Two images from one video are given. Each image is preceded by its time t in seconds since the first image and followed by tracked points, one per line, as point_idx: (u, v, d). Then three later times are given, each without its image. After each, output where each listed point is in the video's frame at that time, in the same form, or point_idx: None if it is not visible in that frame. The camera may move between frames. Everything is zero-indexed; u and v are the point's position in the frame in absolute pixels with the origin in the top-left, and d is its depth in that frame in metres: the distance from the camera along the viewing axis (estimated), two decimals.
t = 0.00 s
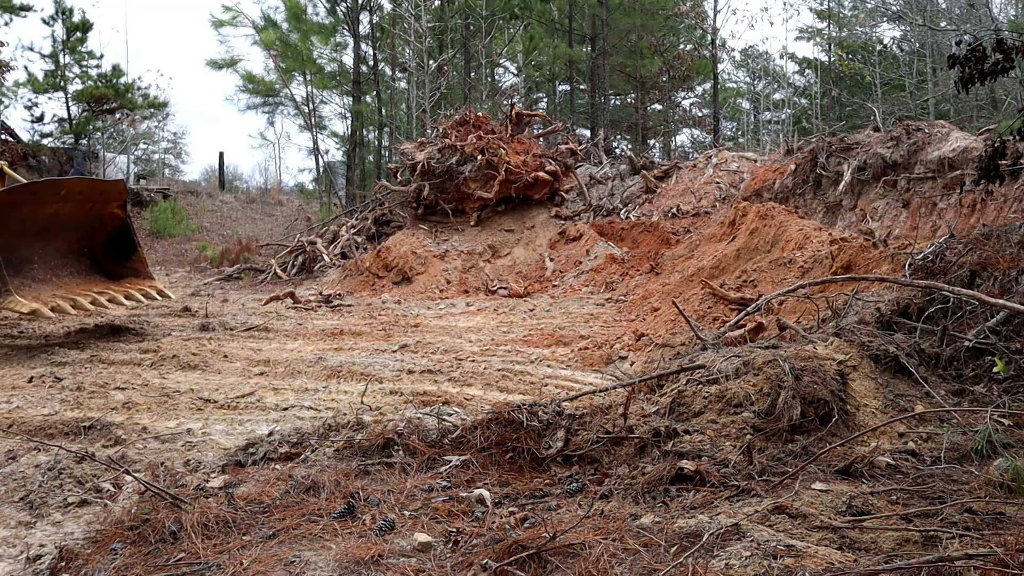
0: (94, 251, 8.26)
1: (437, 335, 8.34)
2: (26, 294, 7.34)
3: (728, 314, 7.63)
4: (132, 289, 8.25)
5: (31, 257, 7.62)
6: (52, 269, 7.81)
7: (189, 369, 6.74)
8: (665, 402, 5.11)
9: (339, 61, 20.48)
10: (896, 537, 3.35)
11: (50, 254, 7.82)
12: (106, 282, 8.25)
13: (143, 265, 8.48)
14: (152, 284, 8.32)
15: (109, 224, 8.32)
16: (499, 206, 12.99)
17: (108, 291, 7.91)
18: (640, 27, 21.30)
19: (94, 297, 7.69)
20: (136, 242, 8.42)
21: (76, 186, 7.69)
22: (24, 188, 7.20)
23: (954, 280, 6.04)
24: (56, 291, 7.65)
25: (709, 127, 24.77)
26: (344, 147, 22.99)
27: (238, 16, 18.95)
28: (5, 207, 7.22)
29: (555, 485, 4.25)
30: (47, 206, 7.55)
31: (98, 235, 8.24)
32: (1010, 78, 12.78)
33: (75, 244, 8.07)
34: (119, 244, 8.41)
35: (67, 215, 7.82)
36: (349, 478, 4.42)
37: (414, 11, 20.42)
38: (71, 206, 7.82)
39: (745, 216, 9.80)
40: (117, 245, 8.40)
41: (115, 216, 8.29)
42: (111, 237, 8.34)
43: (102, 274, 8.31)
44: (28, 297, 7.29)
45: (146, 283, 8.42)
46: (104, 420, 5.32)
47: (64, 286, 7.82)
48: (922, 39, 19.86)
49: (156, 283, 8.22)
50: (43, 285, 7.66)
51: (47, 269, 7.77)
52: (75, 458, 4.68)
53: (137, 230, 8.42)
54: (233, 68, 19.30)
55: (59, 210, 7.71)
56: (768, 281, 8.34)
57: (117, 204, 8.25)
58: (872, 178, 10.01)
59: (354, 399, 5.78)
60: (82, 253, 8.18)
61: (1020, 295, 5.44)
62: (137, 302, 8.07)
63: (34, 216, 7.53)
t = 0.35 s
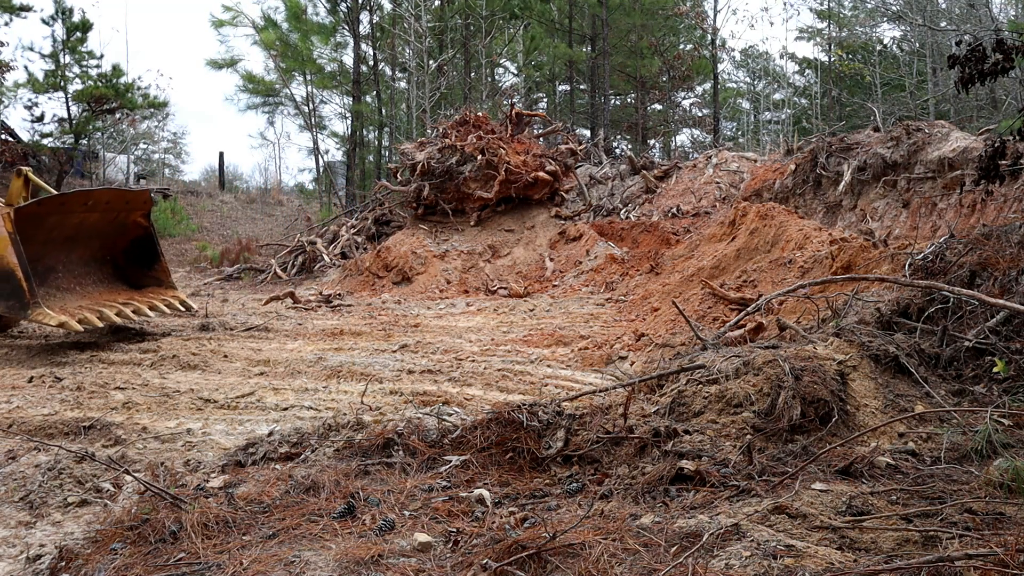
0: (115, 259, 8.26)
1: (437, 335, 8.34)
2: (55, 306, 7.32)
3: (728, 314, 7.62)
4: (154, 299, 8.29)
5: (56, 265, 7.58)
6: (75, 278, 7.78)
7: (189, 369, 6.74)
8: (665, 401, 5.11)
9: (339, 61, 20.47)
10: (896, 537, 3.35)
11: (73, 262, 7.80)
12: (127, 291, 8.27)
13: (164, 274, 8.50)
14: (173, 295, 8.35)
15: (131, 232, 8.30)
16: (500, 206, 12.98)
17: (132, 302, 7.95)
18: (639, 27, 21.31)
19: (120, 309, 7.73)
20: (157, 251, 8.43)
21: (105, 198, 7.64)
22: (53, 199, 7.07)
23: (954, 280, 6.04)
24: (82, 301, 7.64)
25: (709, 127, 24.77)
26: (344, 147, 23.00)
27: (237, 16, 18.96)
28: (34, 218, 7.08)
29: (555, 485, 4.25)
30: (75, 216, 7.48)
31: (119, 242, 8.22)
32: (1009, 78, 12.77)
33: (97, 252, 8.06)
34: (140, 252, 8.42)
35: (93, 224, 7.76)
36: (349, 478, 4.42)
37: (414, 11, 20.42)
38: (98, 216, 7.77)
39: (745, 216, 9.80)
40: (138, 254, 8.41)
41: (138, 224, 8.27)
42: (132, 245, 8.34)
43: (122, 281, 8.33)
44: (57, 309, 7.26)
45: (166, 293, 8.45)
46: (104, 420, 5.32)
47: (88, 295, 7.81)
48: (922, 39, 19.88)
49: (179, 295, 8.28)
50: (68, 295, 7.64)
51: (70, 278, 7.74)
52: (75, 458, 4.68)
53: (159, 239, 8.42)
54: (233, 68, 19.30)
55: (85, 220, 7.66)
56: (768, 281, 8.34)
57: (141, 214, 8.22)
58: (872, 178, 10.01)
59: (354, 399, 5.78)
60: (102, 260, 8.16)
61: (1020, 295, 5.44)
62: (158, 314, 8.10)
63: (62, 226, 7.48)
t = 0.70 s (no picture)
0: (141, 265, 8.16)
1: (437, 335, 8.34)
2: (86, 315, 7.29)
3: (728, 314, 7.62)
4: (180, 308, 8.29)
5: (84, 273, 7.50)
6: (102, 285, 7.72)
7: (189, 369, 6.73)
8: (665, 401, 5.11)
9: (340, 61, 20.46)
10: (896, 537, 3.35)
11: (100, 269, 7.72)
12: (152, 298, 8.23)
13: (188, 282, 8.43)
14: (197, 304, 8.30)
15: (157, 238, 8.17)
16: (500, 206, 12.98)
17: (160, 311, 7.92)
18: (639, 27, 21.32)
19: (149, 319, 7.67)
20: (183, 258, 8.34)
21: (135, 206, 7.51)
22: (87, 208, 7.04)
23: (954, 280, 6.04)
24: (109, 310, 7.60)
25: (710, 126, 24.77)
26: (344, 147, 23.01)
27: (238, 15, 18.96)
28: (64, 228, 7.03)
29: (555, 485, 4.25)
30: (103, 225, 7.39)
31: (146, 249, 8.10)
32: (1009, 78, 12.77)
33: (123, 258, 7.95)
34: (166, 259, 8.31)
35: (121, 231, 7.66)
36: (349, 478, 4.42)
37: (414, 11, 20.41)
38: (126, 223, 7.65)
39: (745, 216, 9.79)
40: (164, 260, 8.31)
41: (165, 231, 8.14)
42: (158, 251, 8.23)
43: (147, 288, 8.27)
44: (88, 319, 7.23)
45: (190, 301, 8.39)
46: (104, 420, 5.32)
47: (114, 303, 7.76)
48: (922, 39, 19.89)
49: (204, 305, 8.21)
50: (96, 302, 7.59)
51: (98, 285, 7.67)
52: (75, 458, 4.68)
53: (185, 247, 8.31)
54: (233, 67, 19.29)
55: (114, 227, 7.55)
56: (768, 281, 8.33)
57: (169, 220, 8.09)
58: (872, 178, 10.01)
59: (354, 399, 5.78)
60: (129, 266, 8.06)
61: (1020, 295, 5.44)
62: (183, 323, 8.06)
63: (92, 234, 7.39)
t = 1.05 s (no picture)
0: (168, 266, 8.17)
1: (437, 335, 8.34)
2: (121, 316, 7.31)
3: (728, 314, 7.62)
4: (209, 309, 8.34)
5: (114, 274, 7.50)
6: (132, 286, 7.72)
7: (188, 369, 6.73)
8: (665, 402, 5.11)
9: (340, 61, 20.47)
10: (896, 537, 3.35)
11: (129, 271, 7.71)
12: (180, 299, 8.25)
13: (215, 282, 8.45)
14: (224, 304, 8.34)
15: (183, 238, 8.18)
16: (500, 206, 12.98)
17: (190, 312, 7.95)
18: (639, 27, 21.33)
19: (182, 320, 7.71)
20: (208, 259, 8.36)
21: (165, 207, 7.53)
22: (121, 209, 7.03)
23: (954, 280, 6.04)
24: (141, 311, 7.62)
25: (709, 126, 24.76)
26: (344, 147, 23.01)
27: (238, 15, 18.97)
28: (100, 229, 7.04)
29: (555, 485, 4.25)
30: (136, 226, 7.41)
31: (172, 249, 8.11)
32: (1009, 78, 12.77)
33: (151, 259, 7.96)
34: (191, 259, 8.32)
35: (150, 232, 7.66)
36: (349, 478, 4.42)
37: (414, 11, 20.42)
38: (156, 224, 7.66)
39: (746, 216, 9.80)
40: (189, 261, 8.33)
41: (190, 231, 8.15)
42: (184, 252, 8.24)
43: (174, 288, 8.28)
44: (125, 320, 7.24)
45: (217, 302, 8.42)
46: (104, 420, 5.32)
47: (144, 304, 7.78)
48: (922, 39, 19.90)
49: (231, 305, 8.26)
50: (127, 303, 7.60)
51: (128, 286, 7.67)
52: (75, 458, 4.68)
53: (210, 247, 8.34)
54: (233, 67, 19.29)
55: (144, 228, 7.56)
56: (768, 281, 8.33)
57: (195, 220, 8.10)
58: (872, 178, 10.01)
59: (354, 399, 5.78)
60: (156, 267, 8.07)
61: (1020, 295, 5.44)
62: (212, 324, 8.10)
63: (123, 235, 7.39)
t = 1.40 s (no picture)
0: (197, 266, 8.20)
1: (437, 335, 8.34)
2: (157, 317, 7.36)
3: (728, 314, 7.63)
4: (239, 308, 8.37)
5: (147, 274, 7.53)
6: (164, 286, 7.77)
7: (189, 369, 6.73)
8: (664, 401, 5.11)
9: (340, 61, 20.47)
10: (896, 537, 3.35)
11: (161, 271, 7.75)
12: (210, 299, 8.28)
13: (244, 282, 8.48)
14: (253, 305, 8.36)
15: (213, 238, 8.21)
16: (500, 206, 12.98)
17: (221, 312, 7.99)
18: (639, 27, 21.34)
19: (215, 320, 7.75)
20: (237, 259, 8.39)
21: (198, 207, 7.55)
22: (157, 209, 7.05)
23: (954, 280, 6.03)
24: (173, 312, 7.66)
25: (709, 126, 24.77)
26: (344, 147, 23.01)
27: (238, 15, 18.97)
28: (137, 230, 7.08)
29: (555, 485, 4.25)
30: (170, 226, 7.44)
31: (203, 249, 8.14)
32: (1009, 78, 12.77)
33: (181, 259, 7.99)
34: (220, 259, 8.35)
35: (183, 232, 7.69)
36: (349, 478, 4.42)
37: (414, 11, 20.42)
38: (188, 224, 7.68)
39: (746, 216, 9.80)
40: (218, 261, 8.36)
41: (220, 231, 8.18)
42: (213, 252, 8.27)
43: (203, 288, 8.31)
44: (161, 321, 7.30)
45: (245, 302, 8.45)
46: (103, 420, 5.32)
47: (176, 304, 7.81)
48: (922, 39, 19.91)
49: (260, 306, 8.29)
50: (159, 304, 7.64)
51: (160, 286, 7.71)
52: (75, 458, 4.69)
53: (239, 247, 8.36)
54: (233, 67, 19.28)
55: (177, 228, 7.58)
56: (768, 281, 8.33)
57: (225, 221, 8.12)
58: (872, 178, 10.01)
59: (354, 399, 5.78)
60: (185, 267, 8.10)
61: (1020, 295, 5.44)
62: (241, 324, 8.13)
63: (157, 235, 7.42)
